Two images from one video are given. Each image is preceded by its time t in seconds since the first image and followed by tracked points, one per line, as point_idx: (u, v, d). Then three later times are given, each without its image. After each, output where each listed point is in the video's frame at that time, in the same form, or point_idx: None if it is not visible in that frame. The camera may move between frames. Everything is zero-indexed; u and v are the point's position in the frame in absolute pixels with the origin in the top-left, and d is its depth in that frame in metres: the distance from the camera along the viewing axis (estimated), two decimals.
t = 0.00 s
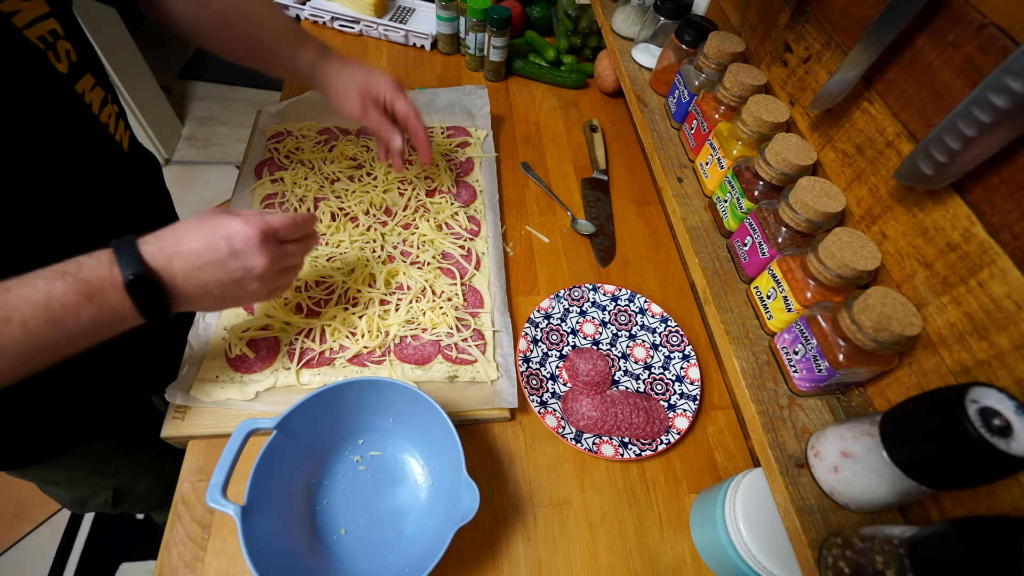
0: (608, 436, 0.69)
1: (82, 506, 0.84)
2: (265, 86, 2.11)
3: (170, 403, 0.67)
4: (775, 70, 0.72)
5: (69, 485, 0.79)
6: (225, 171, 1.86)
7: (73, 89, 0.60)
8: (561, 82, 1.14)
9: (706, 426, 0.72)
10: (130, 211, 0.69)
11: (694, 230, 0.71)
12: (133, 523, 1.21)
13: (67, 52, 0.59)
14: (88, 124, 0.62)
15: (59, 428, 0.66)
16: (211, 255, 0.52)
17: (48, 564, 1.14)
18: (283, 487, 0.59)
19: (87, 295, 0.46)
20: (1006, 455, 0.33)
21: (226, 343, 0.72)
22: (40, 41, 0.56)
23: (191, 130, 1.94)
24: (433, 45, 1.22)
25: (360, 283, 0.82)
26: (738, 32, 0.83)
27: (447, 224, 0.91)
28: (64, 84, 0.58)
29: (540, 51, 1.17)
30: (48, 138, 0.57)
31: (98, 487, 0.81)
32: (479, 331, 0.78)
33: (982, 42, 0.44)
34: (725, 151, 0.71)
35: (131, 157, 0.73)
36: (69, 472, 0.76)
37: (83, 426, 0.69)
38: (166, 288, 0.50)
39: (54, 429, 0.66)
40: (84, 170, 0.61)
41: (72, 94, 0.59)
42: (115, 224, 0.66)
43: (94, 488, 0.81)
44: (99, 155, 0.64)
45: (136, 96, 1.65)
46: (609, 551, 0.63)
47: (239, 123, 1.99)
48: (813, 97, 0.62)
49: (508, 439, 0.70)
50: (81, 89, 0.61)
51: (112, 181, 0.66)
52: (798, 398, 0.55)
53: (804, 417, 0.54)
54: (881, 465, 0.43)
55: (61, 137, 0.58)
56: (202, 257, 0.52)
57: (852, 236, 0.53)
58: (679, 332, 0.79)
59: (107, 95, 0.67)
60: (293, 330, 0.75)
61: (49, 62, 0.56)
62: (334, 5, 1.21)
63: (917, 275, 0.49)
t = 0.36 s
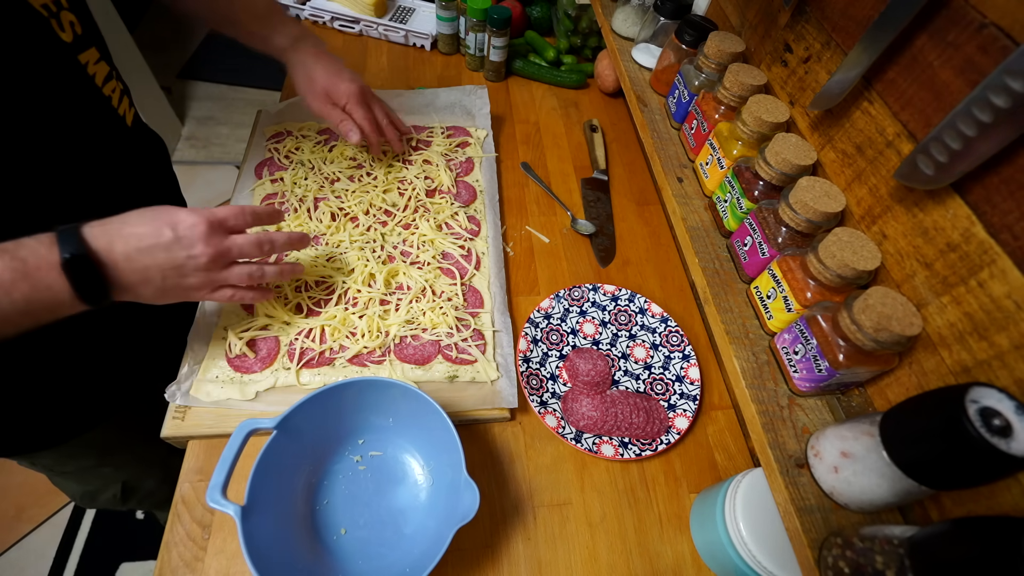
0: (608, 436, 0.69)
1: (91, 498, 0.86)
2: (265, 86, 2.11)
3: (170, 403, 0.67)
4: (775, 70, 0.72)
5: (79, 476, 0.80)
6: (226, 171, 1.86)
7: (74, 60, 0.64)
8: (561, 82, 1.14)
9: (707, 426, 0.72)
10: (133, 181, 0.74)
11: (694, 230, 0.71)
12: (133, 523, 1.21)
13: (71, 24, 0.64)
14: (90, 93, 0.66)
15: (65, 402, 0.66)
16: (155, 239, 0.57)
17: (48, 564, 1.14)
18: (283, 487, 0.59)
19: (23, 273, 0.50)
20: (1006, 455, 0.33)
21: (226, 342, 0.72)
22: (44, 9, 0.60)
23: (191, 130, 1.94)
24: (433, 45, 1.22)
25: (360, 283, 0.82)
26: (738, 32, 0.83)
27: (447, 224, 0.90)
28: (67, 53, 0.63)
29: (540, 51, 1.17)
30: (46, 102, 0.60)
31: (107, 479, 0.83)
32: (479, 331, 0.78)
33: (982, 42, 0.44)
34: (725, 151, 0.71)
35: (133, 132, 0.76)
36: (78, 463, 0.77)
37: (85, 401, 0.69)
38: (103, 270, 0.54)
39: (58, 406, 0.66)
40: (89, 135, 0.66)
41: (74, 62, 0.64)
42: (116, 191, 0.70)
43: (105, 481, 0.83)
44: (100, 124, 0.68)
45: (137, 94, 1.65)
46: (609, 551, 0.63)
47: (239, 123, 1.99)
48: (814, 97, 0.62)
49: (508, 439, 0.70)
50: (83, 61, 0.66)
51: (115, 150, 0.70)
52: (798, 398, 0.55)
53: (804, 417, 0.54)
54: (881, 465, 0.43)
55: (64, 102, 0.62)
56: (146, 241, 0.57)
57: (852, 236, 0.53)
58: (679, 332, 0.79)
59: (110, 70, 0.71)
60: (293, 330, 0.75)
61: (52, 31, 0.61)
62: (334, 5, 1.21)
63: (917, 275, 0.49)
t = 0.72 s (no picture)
0: (608, 436, 0.69)
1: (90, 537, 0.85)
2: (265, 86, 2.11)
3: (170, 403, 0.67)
4: (775, 70, 0.72)
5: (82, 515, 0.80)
6: (226, 171, 1.86)
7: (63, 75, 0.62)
8: (561, 82, 1.14)
9: (706, 426, 0.72)
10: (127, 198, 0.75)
11: (694, 230, 0.71)
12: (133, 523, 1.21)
13: (60, 33, 0.61)
14: (83, 107, 0.65)
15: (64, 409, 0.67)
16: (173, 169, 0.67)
17: (48, 564, 1.15)
18: (283, 488, 0.59)
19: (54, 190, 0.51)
20: (1006, 455, 0.33)
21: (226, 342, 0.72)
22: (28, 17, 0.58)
23: (191, 130, 1.94)
24: (433, 45, 1.22)
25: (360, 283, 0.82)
26: (738, 32, 0.83)
27: (447, 224, 0.90)
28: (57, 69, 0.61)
29: (541, 51, 1.17)
30: (45, 113, 0.61)
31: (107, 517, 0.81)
32: (479, 331, 0.78)
33: (982, 42, 0.44)
34: (725, 151, 0.71)
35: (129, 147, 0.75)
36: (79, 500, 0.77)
37: (79, 414, 0.69)
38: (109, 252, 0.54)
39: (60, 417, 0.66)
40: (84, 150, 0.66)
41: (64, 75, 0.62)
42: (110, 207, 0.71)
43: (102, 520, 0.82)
44: (96, 138, 0.68)
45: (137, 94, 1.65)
46: (609, 551, 0.63)
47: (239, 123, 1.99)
48: (813, 97, 0.62)
49: (508, 439, 0.70)
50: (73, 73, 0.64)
51: (109, 164, 0.70)
52: (798, 398, 0.55)
53: (804, 417, 0.54)
54: (881, 465, 0.43)
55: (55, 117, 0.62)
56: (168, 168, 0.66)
57: (852, 236, 0.53)
58: (679, 332, 0.79)
59: (101, 83, 0.69)
60: (293, 330, 0.75)
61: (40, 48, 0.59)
62: (334, 5, 1.21)
63: (917, 275, 0.49)
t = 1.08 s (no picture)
0: (608, 436, 0.69)
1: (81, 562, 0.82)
2: (265, 86, 2.11)
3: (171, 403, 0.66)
4: (775, 70, 0.72)
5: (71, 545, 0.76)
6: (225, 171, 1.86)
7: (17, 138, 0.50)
8: (561, 82, 1.14)
9: (706, 426, 0.72)
10: (110, 266, 0.63)
11: (694, 230, 0.71)
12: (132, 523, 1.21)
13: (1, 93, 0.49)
14: (44, 176, 0.53)
15: (57, 473, 0.62)
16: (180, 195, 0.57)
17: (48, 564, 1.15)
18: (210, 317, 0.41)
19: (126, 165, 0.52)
20: (1006, 455, 0.33)
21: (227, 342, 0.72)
22: None
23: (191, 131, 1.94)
24: (433, 45, 1.22)
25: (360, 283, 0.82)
26: (738, 32, 0.83)
27: (447, 224, 0.90)
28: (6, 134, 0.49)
29: (540, 51, 1.17)
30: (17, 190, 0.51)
31: (100, 547, 0.80)
32: (479, 331, 0.78)
33: (982, 42, 0.44)
34: (725, 151, 0.71)
35: (99, 207, 0.63)
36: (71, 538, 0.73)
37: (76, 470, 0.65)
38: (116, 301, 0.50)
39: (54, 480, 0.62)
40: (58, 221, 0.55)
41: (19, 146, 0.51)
42: (94, 277, 0.60)
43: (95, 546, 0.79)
44: (63, 206, 0.55)
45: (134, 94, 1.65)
46: (609, 551, 0.63)
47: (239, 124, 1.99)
48: (813, 97, 0.62)
49: (508, 439, 0.70)
50: (26, 136, 0.51)
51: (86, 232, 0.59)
52: (798, 398, 0.55)
53: (804, 417, 0.54)
54: (881, 465, 0.43)
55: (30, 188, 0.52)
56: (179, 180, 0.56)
57: (852, 235, 0.53)
58: (679, 332, 0.79)
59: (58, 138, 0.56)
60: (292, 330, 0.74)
61: None
62: (334, 5, 1.22)
63: (917, 275, 0.49)
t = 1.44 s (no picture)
0: (608, 436, 0.69)
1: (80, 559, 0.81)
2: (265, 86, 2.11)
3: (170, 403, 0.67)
4: (775, 70, 0.72)
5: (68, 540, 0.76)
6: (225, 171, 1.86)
7: (38, 143, 0.58)
8: (561, 82, 1.14)
9: (706, 426, 0.72)
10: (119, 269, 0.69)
11: (694, 230, 0.71)
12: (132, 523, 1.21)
13: (28, 100, 0.58)
14: (61, 178, 0.61)
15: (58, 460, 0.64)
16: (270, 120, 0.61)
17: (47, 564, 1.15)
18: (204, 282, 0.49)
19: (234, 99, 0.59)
20: (1006, 455, 0.33)
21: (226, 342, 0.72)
22: None
23: (191, 131, 1.94)
24: (433, 45, 1.22)
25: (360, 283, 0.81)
26: (738, 32, 0.83)
27: (447, 224, 0.90)
28: (30, 139, 0.57)
29: (540, 51, 1.17)
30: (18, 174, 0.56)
31: (97, 542, 0.79)
32: (479, 331, 0.78)
33: (982, 42, 0.44)
34: (725, 151, 0.71)
35: (115, 211, 0.70)
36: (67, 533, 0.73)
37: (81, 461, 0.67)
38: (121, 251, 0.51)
39: (54, 465, 0.64)
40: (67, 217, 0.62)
41: (40, 148, 0.58)
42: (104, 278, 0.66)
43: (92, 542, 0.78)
44: (76, 207, 0.63)
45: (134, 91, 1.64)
46: (609, 551, 0.63)
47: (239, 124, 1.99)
48: (813, 96, 0.62)
49: (508, 439, 0.70)
50: (48, 141, 0.59)
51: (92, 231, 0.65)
52: (798, 398, 0.55)
53: (804, 417, 0.54)
54: (881, 465, 0.43)
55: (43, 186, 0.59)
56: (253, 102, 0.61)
57: (852, 236, 0.53)
58: (679, 332, 0.79)
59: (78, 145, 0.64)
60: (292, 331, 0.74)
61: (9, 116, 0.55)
62: (334, 6, 1.22)
63: (917, 275, 0.49)
